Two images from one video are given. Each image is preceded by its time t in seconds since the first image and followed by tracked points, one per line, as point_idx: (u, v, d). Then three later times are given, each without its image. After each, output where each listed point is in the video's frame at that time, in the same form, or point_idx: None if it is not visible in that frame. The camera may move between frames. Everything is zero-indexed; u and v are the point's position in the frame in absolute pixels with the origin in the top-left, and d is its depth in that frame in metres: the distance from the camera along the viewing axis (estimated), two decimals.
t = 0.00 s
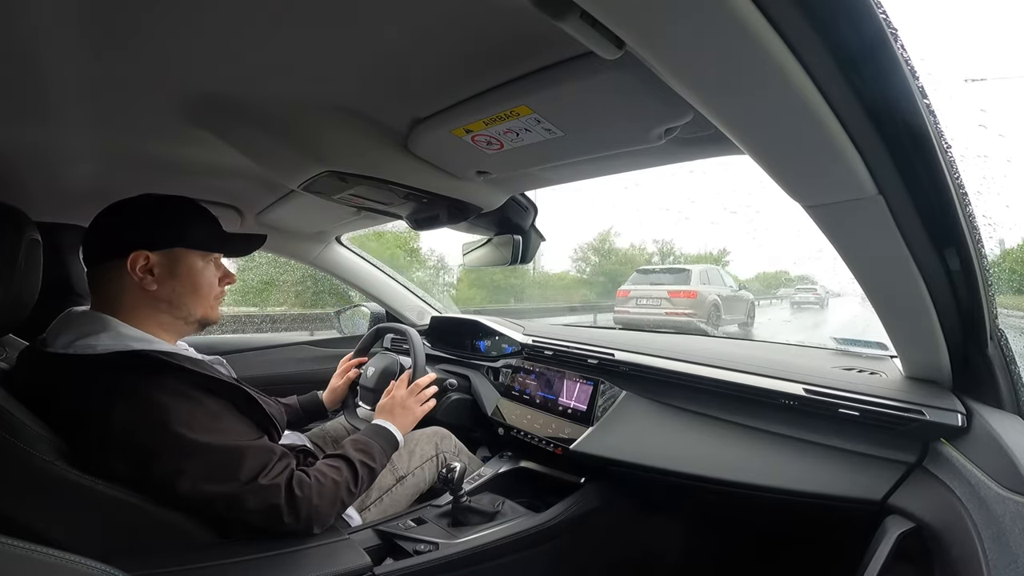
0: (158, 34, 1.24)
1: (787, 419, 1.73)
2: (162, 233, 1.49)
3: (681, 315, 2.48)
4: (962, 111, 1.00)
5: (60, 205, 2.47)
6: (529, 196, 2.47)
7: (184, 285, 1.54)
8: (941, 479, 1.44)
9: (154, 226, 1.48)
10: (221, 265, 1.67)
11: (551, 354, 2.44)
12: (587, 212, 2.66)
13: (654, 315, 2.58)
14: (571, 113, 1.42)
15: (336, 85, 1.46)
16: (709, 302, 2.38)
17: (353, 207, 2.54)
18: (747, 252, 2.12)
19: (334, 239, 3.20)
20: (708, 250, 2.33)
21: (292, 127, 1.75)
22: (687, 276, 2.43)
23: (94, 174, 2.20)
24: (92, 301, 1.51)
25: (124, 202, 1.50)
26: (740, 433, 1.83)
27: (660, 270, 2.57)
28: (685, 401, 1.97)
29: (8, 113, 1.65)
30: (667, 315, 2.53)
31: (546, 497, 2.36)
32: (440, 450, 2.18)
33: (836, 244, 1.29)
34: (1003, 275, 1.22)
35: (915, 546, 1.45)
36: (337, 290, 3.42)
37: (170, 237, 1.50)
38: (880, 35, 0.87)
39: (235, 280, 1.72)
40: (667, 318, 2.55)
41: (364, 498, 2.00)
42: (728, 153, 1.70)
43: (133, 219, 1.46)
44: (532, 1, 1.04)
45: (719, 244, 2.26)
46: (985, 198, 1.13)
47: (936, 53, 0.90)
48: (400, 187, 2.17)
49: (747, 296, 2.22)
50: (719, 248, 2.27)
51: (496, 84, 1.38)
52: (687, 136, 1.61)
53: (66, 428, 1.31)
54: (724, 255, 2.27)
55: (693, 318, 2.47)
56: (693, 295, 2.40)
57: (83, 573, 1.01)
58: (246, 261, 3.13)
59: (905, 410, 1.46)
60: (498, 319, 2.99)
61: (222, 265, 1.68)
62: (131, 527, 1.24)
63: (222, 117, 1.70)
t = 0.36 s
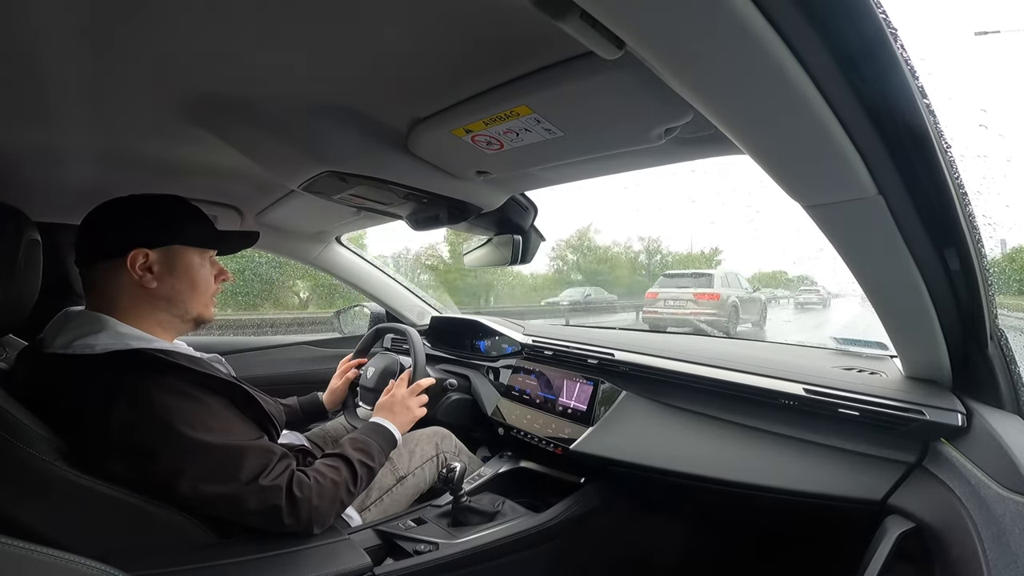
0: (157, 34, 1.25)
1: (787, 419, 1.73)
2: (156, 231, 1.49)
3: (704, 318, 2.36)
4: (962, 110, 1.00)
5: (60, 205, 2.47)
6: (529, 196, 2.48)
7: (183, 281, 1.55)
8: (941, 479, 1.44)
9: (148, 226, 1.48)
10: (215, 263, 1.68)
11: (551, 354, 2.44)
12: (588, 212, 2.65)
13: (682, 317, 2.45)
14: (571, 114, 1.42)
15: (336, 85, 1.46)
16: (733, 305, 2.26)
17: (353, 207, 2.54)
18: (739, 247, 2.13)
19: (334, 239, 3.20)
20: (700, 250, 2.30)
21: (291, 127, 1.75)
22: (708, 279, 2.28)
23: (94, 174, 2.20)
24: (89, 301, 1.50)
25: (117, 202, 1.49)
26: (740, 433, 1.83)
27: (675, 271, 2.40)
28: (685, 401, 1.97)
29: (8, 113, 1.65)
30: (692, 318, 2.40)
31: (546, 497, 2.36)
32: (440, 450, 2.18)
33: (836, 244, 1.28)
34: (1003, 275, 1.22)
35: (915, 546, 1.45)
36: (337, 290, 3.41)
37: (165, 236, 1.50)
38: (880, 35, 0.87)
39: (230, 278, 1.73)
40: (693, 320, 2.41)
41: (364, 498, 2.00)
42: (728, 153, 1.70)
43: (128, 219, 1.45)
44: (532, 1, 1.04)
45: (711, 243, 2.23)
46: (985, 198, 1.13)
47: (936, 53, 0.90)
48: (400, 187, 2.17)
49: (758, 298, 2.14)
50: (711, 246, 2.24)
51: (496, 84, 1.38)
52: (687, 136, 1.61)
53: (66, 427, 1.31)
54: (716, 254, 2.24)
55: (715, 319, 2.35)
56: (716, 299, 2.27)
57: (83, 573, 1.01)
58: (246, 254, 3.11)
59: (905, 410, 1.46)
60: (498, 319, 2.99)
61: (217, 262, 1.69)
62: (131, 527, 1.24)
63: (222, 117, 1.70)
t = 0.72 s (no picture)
0: (158, 35, 1.25)
1: (787, 420, 1.73)
2: (155, 231, 1.49)
3: (727, 318, 2.27)
4: (962, 111, 1.00)
5: (60, 205, 2.47)
6: (529, 196, 2.48)
7: (187, 280, 1.56)
8: (941, 479, 1.44)
9: (147, 226, 1.48)
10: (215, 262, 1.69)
11: (551, 354, 2.44)
12: (589, 212, 2.65)
13: (706, 318, 2.36)
14: (571, 114, 1.42)
15: (336, 85, 1.46)
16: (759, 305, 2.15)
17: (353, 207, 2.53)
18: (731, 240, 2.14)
19: (334, 239, 3.20)
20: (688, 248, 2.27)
21: (291, 127, 1.75)
22: (728, 280, 2.20)
23: (94, 174, 2.20)
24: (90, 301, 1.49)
25: (117, 203, 1.49)
26: (740, 434, 1.83)
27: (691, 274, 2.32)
28: (685, 401, 1.97)
29: (8, 113, 1.65)
30: (715, 319, 2.31)
31: (546, 497, 2.36)
32: (440, 450, 2.17)
33: (836, 244, 1.28)
34: (1003, 274, 1.23)
35: (915, 546, 1.45)
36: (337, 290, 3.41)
37: (164, 235, 1.50)
38: (880, 34, 0.87)
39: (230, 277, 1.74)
40: (717, 320, 2.32)
41: (364, 498, 2.00)
42: (728, 153, 1.70)
43: (127, 219, 1.45)
44: (532, 1, 1.04)
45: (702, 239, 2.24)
46: (986, 198, 1.13)
47: (936, 53, 0.90)
48: (400, 187, 2.16)
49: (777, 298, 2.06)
50: (702, 242, 2.24)
51: (496, 84, 1.38)
52: (687, 136, 1.61)
53: (66, 427, 1.31)
54: (707, 252, 2.23)
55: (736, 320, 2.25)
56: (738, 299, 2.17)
57: (83, 573, 1.01)
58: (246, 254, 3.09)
59: (905, 410, 1.46)
60: (498, 319, 2.99)
61: (217, 261, 1.70)
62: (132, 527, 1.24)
63: (222, 117, 1.70)
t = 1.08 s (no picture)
0: (158, 35, 1.25)
1: (786, 419, 1.73)
2: (152, 230, 1.47)
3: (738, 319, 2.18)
4: (962, 111, 1.00)
5: (60, 205, 2.47)
6: (529, 196, 2.48)
7: (206, 283, 1.60)
8: (941, 479, 1.44)
9: (147, 225, 1.47)
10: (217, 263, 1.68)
11: (551, 354, 2.44)
12: (589, 212, 2.64)
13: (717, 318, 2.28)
14: (571, 114, 1.42)
15: (336, 85, 1.46)
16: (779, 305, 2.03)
17: (353, 207, 2.53)
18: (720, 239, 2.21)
19: (334, 239, 3.20)
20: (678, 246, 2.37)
21: (291, 127, 1.75)
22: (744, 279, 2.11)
23: (94, 174, 2.20)
24: (97, 300, 1.49)
25: (119, 203, 1.50)
26: (740, 434, 1.83)
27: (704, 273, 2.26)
28: (685, 401, 1.97)
29: (8, 113, 1.65)
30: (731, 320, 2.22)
31: (546, 497, 2.36)
32: (440, 450, 2.18)
33: (836, 245, 1.28)
34: (1003, 274, 1.23)
35: (915, 546, 1.45)
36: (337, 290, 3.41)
37: (161, 234, 1.48)
38: (880, 35, 0.87)
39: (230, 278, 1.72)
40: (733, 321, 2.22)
41: (364, 498, 2.00)
42: (727, 153, 1.70)
43: (130, 218, 1.45)
44: (532, 1, 1.04)
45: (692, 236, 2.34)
46: (985, 198, 1.13)
47: (936, 53, 0.90)
48: (400, 187, 2.16)
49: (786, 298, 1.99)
50: (693, 240, 2.33)
51: (496, 84, 1.38)
52: (687, 136, 1.61)
53: (65, 427, 1.31)
54: (697, 250, 2.30)
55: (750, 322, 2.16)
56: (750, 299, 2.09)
57: (82, 573, 1.01)
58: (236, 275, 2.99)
59: (905, 410, 1.46)
60: (497, 319, 2.99)
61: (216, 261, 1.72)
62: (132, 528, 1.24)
63: (222, 117, 1.70)
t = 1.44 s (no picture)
0: (157, 35, 1.25)
1: (787, 420, 1.73)
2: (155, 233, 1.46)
3: (749, 316, 2.14)
4: (962, 110, 1.00)
5: (59, 205, 2.47)
6: (529, 196, 2.47)
7: (189, 298, 1.54)
8: (941, 479, 1.44)
9: (148, 225, 1.46)
10: (225, 270, 1.65)
11: (551, 354, 2.44)
12: (591, 211, 2.63)
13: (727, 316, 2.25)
14: (571, 114, 1.42)
15: (336, 85, 1.46)
16: (793, 304, 1.99)
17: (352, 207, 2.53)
18: (707, 238, 2.32)
19: (334, 239, 3.19)
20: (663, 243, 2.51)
21: (291, 127, 1.75)
22: (757, 280, 2.07)
23: (94, 174, 2.20)
24: (95, 301, 1.50)
25: (121, 202, 1.50)
26: (740, 435, 1.83)
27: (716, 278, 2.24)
28: (685, 401, 1.97)
29: (6, 113, 1.64)
30: (743, 319, 2.17)
31: (546, 497, 2.36)
32: (440, 450, 2.18)
33: (836, 245, 1.28)
34: (1003, 274, 1.22)
35: (915, 546, 1.45)
36: (337, 289, 3.41)
37: (160, 237, 1.47)
38: (880, 35, 0.87)
39: (238, 286, 1.69)
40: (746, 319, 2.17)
41: (364, 498, 2.00)
42: (727, 153, 1.70)
43: (131, 215, 1.46)
44: (532, 1, 1.04)
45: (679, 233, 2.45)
46: (986, 198, 1.13)
47: (936, 53, 0.90)
48: (400, 187, 2.16)
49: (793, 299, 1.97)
50: (679, 235, 2.45)
51: (496, 84, 1.38)
52: (687, 136, 1.61)
53: (64, 428, 1.31)
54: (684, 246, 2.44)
55: (763, 322, 2.12)
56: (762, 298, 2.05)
57: (82, 572, 1.01)
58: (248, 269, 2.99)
59: (905, 410, 1.46)
60: (497, 319, 2.99)
61: (227, 271, 1.66)
62: (132, 528, 1.24)
63: (221, 117, 1.70)
